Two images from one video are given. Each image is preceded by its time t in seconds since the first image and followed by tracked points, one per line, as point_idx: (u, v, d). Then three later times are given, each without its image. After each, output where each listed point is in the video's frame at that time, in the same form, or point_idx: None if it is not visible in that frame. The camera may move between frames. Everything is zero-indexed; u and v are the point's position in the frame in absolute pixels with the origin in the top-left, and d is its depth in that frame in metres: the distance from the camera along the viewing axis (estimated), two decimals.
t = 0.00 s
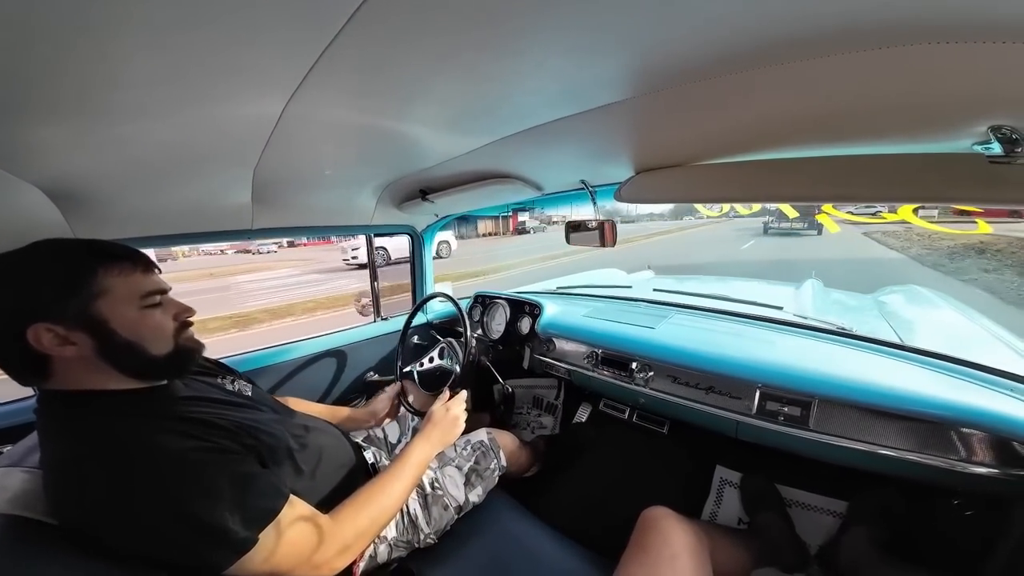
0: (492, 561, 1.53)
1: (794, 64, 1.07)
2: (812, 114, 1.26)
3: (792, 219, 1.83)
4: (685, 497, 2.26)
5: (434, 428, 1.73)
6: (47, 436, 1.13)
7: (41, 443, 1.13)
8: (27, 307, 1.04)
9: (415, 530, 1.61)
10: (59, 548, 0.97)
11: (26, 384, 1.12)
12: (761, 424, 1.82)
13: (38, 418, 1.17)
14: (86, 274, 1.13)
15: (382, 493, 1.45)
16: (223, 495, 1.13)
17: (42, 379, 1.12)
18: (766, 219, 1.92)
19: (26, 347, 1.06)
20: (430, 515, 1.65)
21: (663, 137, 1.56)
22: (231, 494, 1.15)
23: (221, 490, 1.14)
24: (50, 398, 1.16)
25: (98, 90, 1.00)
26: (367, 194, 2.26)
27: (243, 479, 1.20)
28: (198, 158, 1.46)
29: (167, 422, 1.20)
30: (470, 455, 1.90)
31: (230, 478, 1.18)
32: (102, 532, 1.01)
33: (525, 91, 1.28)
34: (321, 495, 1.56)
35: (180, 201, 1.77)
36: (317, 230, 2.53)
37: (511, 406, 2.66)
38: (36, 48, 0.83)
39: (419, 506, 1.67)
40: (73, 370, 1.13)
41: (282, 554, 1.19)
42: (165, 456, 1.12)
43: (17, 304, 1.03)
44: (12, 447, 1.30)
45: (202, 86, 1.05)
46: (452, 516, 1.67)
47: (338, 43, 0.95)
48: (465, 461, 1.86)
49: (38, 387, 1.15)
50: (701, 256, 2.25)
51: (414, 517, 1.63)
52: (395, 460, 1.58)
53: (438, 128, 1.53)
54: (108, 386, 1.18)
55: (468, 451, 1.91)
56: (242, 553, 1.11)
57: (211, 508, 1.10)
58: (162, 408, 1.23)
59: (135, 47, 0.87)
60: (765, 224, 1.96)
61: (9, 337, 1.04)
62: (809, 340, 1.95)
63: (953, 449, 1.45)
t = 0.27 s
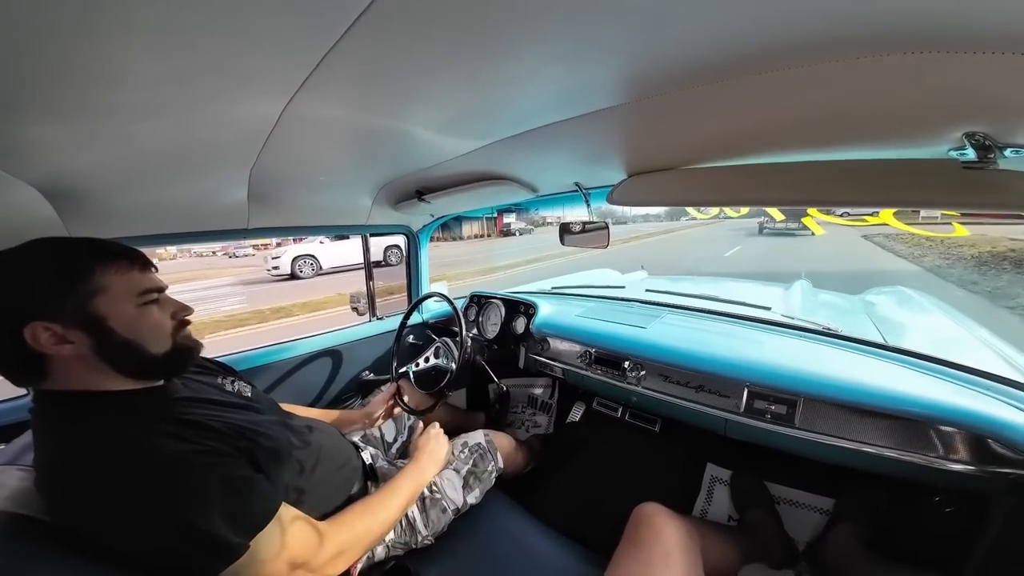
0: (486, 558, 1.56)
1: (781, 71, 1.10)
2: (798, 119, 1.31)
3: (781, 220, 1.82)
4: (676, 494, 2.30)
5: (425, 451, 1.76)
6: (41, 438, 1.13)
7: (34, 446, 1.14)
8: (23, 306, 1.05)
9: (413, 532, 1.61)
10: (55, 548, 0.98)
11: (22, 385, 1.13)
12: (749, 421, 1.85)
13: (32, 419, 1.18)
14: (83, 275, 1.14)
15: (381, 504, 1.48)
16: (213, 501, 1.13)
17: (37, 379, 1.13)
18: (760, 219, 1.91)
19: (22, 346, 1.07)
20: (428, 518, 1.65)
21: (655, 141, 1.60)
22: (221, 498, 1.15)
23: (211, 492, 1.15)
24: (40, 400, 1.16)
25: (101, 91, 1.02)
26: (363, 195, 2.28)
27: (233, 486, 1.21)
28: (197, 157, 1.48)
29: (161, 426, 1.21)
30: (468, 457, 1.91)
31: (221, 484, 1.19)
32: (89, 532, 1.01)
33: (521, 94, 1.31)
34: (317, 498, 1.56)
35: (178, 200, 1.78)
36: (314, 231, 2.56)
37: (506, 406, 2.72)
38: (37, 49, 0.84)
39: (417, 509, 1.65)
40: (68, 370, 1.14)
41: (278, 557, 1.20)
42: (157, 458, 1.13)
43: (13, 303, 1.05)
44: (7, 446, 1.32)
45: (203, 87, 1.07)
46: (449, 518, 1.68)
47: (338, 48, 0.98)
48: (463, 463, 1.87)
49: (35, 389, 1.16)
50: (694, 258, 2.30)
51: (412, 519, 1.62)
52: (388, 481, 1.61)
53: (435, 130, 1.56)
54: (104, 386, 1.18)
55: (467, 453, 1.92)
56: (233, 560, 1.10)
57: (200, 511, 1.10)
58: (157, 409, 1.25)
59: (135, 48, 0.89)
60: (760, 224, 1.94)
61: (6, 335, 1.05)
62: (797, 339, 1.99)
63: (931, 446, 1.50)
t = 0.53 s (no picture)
0: (483, 560, 1.55)
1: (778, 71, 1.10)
2: (794, 120, 1.31)
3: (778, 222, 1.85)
4: (674, 495, 2.30)
5: (423, 457, 1.74)
6: (23, 445, 1.13)
7: (17, 453, 1.14)
8: (5, 313, 1.03)
9: (411, 538, 1.60)
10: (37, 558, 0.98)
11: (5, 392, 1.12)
12: (747, 422, 1.85)
13: (15, 427, 1.17)
14: (68, 280, 1.13)
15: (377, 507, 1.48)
16: (199, 514, 1.12)
17: (21, 385, 1.11)
18: (756, 220, 1.93)
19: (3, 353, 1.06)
20: (426, 524, 1.64)
21: (652, 141, 1.59)
22: (207, 507, 1.14)
23: (197, 501, 1.13)
24: (23, 408, 1.15)
25: (90, 89, 1.01)
26: (359, 196, 2.27)
27: (221, 495, 1.18)
28: (189, 157, 1.47)
29: (148, 435, 1.20)
30: (467, 461, 1.91)
31: (208, 493, 1.16)
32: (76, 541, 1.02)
33: (517, 94, 1.30)
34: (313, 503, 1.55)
35: (172, 200, 1.77)
36: (311, 232, 2.55)
37: (502, 407, 2.69)
38: (25, 47, 0.83)
39: (415, 514, 1.65)
40: (51, 378, 1.12)
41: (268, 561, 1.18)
42: (143, 466, 1.12)
43: None
44: None
45: (195, 86, 1.06)
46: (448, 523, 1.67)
47: (332, 46, 0.97)
48: (462, 467, 1.87)
49: (18, 396, 1.14)
50: (692, 258, 2.31)
51: (410, 525, 1.61)
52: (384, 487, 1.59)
53: (432, 130, 1.55)
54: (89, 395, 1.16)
55: (465, 457, 1.92)
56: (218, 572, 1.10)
57: (185, 523, 1.09)
58: (145, 415, 1.23)
59: (126, 46, 0.88)
60: (757, 224, 1.96)
61: None
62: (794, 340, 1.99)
63: (928, 446, 1.49)
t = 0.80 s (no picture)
0: (484, 561, 1.54)
1: (781, 69, 1.09)
2: (798, 118, 1.30)
3: (779, 221, 1.82)
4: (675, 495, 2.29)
5: (422, 458, 1.73)
6: (20, 447, 1.11)
7: (14, 455, 1.12)
8: (8, 310, 1.02)
9: (411, 538, 1.59)
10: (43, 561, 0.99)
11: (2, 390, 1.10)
12: (750, 423, 1.84)
13: (13, 426, 1.16)
14: (71, 278, 1.12)
15: (375, 507, 1.46)
16: (199, 511, 1.11)
17: (18, 384, 1.10)
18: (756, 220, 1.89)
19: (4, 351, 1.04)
20: (426, 524, 1.63)
21: (654, 139, 1.58)
22: (206, 507, 1.12)
23: (196, 502, 1.11)
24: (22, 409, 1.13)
25: (85, 86, 1.00)
26: (358, 195, 2.26)
27: (222, 492, 1.17)
28: (186, 156, 1.45)
29: (146, 432, 1.17)
30: (467, 460, 1.90)
31: (209, 491, 1.15)
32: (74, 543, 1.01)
33: (518, 92, 1.29)
34: (315, 504, 1.54)
35: (170, 199, 1.76)
36: (310, 232, 2.55)
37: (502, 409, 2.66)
38: (20, 44, 0.82)
39: (415, 514, 1.64)
40: (50, 376, 1.11)
41: (263, 556, 1.18)
42: (143, 464, 1.10)
43: None
44: None
45: (192, 83, 1.05)
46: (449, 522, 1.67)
47: (331, 43, 0.96)
48: (462, 467, 1.86)
49: (15, 394, 1.12)
50: (693, 257, 2.32)
51: (410, 525, 1.60)
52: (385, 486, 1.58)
53: (432, 129, 1.54)
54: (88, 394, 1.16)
55: (465, 457, 1.90)
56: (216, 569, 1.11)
57: (184, 523, 1.08)
58: (144, 415, 1.22)
59: (122, 43, 0.87)
60: (756, 225, 1.92)
61: None
62: (798, 339, 1.98)
63: (934, 446, 1.49)
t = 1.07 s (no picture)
0: (484, 560, 1.54)
1: (793, 71, 1.08)
2: (808, 120, 1.29)
3: (785, 223, 1.83)
4: (674, 496, 2.29)
5: (423, 455, 1.72)
6: (19, 439, 1.11)
7: (14, 447, 1.11)
8: (23, 296, 1.03)
9: (411, 536, 1.58)
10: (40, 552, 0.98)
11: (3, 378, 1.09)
12: (752, 425, 1.84)
13: (13, 418, 1.15)
14: (87, 269, 1.14)
15: (374, 502, 1.45)
16: (196, 501, 1.10)
17: (25, 372, 1.09)
18: (758, 222, 1.89)
19: (17, 337, 1.04)
20: (427, 522, 1.63)
21: (662, 140, 1.57)
22: (205, 501, 1.11)
23: (194, 495, 1.10)
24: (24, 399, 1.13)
25: (90, 78, 0.99)
26: (362, 191, 2.25)
27: (221, 482, 1.16)
28: (191, 150, 1.44)
29: (146, 420, 1.16)
30: (468, 458, 1.89)
31: (207, 481, 1.14)
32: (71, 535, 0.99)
33: (527, 90, 1.28)
34: (314, 497, 1.53)
35: (174, 193, 1.75)
36: (313, 228, 2.55)
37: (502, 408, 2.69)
38: (26, 35, 0.81)
39: (415, 513, 1.64)
40: (59, 365, 1.11)
41: (262, 548, 1.16)
42: (143, 455, 1.09)
43: (12, 293, 1.02)
44: None
45: (199, 76, 1.04)
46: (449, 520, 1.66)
47: (339, 38, 0.95)
48: (463, 465, 1.85)
49: (18, 383, 1.12)
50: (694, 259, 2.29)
51: (410, 523, 1.60)
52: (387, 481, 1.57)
53: (439, 126, 1.53)
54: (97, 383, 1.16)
55: (467, 455, 1.89)
56: (214, 559, 1.10)
57: (183, 515, 1.06)
58: (146, 407, 1.21)
59: (129, 34, 0.86)
60: (757, 228, 1.93)
61: None
62: (802, 342, 1.97)
63: (937, 452, 1.48)
